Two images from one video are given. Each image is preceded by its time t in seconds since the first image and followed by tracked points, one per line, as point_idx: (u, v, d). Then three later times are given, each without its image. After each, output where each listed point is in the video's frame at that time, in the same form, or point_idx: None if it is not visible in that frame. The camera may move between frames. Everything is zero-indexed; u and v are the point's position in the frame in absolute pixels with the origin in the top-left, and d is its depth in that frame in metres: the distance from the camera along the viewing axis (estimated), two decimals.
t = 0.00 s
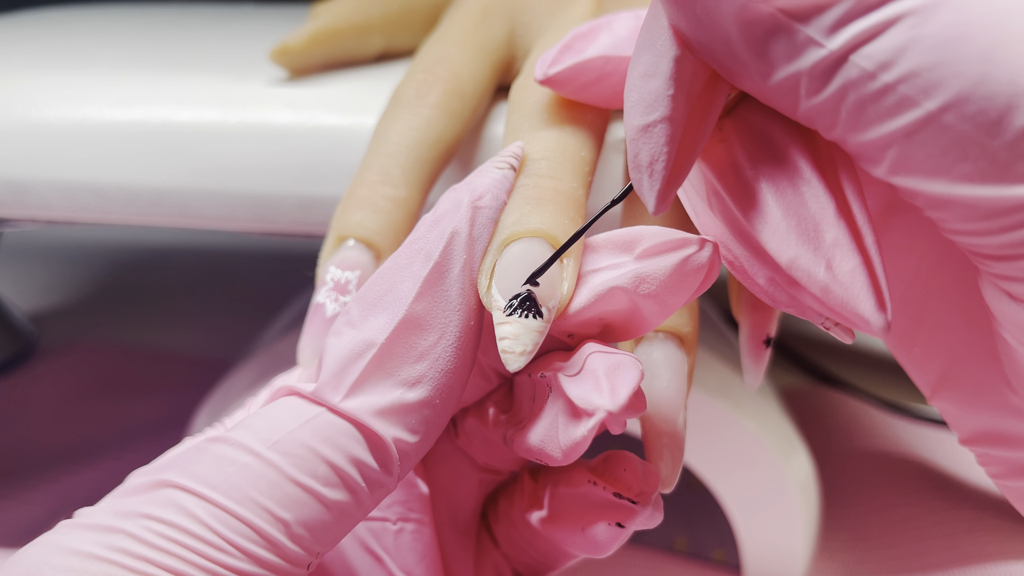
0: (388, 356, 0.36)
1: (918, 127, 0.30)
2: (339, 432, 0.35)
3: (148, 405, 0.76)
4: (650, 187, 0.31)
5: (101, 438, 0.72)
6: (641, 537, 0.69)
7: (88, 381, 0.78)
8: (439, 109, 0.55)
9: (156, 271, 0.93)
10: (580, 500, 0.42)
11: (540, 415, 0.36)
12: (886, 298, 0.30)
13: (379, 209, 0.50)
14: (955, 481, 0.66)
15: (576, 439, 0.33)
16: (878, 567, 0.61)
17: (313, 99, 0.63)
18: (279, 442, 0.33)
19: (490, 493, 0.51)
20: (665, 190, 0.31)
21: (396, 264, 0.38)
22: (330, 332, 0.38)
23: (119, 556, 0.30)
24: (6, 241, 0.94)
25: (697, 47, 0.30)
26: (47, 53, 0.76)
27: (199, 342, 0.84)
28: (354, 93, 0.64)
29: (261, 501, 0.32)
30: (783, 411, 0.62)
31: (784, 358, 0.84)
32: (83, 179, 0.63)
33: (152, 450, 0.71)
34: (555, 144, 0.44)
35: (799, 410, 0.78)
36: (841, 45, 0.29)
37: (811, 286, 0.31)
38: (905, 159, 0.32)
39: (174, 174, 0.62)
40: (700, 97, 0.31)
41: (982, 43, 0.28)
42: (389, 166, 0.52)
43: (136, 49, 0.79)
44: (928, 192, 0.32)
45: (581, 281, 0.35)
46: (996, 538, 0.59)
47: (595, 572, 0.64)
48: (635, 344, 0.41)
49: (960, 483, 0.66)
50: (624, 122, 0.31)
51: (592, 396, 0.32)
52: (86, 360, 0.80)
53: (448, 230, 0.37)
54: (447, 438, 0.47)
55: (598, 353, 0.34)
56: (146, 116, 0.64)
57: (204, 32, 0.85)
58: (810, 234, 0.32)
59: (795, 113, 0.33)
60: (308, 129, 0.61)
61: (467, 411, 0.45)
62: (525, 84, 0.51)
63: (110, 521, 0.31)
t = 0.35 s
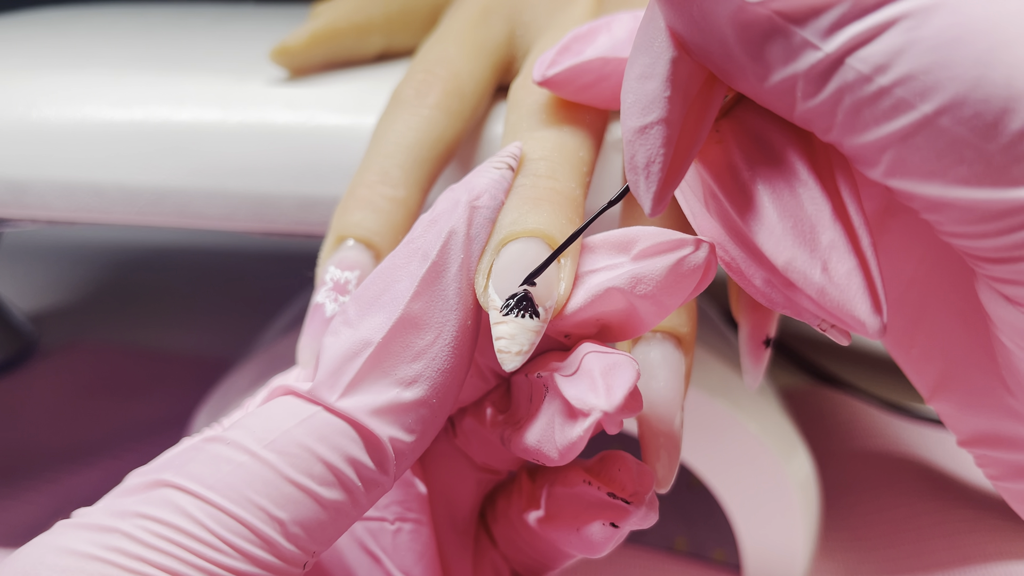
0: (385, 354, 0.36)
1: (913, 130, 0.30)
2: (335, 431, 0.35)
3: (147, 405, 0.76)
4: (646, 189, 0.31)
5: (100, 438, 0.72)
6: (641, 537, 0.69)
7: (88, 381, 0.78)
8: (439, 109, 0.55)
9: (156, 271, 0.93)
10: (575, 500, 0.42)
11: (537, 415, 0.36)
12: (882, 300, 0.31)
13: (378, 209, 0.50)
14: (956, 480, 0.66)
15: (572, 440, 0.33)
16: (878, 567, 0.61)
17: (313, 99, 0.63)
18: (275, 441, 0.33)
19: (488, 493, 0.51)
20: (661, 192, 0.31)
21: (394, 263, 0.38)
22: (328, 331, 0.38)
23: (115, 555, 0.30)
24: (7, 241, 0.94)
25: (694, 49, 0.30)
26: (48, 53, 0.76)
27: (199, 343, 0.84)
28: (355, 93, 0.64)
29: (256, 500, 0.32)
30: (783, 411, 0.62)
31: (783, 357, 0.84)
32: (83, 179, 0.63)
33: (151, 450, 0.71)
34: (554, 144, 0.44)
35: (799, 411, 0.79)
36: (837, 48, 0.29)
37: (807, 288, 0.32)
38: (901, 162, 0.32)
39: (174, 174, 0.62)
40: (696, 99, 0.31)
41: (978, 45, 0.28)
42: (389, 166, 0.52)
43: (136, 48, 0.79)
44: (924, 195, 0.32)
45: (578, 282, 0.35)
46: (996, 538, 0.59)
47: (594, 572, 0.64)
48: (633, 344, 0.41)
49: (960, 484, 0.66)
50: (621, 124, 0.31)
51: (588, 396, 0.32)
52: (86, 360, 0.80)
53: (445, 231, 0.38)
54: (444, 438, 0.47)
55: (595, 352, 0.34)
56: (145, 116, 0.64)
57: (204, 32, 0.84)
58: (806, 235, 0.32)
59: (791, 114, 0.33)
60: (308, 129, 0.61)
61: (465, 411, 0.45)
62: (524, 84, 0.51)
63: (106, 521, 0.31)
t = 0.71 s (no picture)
0: (384, 354, 0.36)
1: (908, 137, 0.30)
2: (334, 431, 0.35)
3: (147, 405, 0.76)
4: (643, 195, 0.31)
5: (100, 438, 0.72)
6: (641, 537, 0.69)
7: (88, 382, 0.78)
8: (439, 110, 0.55)
9: (157, 271, 0.93)
10: (575, 500, 0.42)
11: (537, 416, 0.36)
12: (878, 306, 0.30)
13: (378, 209, 0.50)
14: (956, 481, 0.66)
15: (571, 441, 0.33)
16: (878, 567, 0.61)
17: (313, 99, 0.63)
18: (273, 441, 0.33)
19: (488, 493, 0.51)
20: (658, 198, 0.31)
21: (394, 263, 0.38)
22: (326, 330, 0.38)
23: (112, 555, 0.30)
24: (7, 241, 0.94)
25: (689, 56, 0.30)
26: (48, 53, 0.76)
27: (199, 343, 0.84)
28: (355, 94, 0.64)
29: (255, 500, 0.32)
30: (783, 412, 0.62)
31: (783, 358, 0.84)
32: (83, 179, 0.63)
33: (151, 450, 0.71)
34: (553, 144, 0.44)
35: (800, 411, 0.79)
36: (832, 55, 0.29)
37: (803, 294, 0.31)
38: (896, 169, 0.32)
39: (175, 174, 0.62)
40: (693, 104, 0.31)
41: (972, 53, 0.28)
42: (389, 166, 0.52)
43: (137, 48, 0.79)
44: (919, 201, 0.33)
45: (578, 283, 0.35)
46: (996, 538, 0.59)
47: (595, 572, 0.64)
48: (632, 345, 0.41)
49: (960, 484, 0.65)
50: (618, 131, 0.31)
51: (587, 398, 0.32)
52: (86, 360, 0.80)
53: (445, 231, 0.37)
54: (444, 438, 0.47)
55: (594, 353, 0.34)
56: (146, 116, 0.64)
57: (205, 32, 0.85)
58: (803, 242, 0.32)
59: (787, 120, 0.33)
60: (308, 129, 0.61)
61: (465, 412, 0.45)
62: (522, 86, 0.51)
63: (105, 521, 0.31)
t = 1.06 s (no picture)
0: (380, 353, 0.36)
1: (920, 130, 0.30)
2: (330, 431, 0.34)
3: (147, 406, 0.76)
4: (649, 188, 0.30)
5: (99, 439, 0.72)
6: (642, 537, 0.69)
7: (88, 382, 0.78)
8: (440, 109, 0.55)
9: (156, 271, 0.93)
10: (573, 500, 0.41)
11: (534, 415, 0.36)
12: (887, 301, 0.30)
13: (379, 209, 0.49)
14: (956, 481, 0.66)
15: (568, 440, 0.33)
16: (878, 567, 0.61)
17: (313, 99, 0.63)
18: (269, 441, 0.33)
19: (486, 493, 0.50)
20: (664, 191, 0.30)
21: (390, 262, 0.38)
22: (323, 330, 0.38)
23: (107, 557, 0.30)
24: (6, 241, 0.94)
25: (698, 49, 0.30)
26: (47, 54, 0.76)
27: (199, 343, 0.84)
28: (355, 93, 0.64)
29: (251, 500, 0.32)
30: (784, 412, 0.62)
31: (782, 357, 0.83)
32: (82, 179, 0.63)
33: (152, 450, 0.71)
34: (552, 143, 0.44)
35: (799, 411, 0.78)
36: (844, 47, 0.29)
37: (812, 289, 0.31)
38: (907, 164, 0.31)
39: (174, 174, 0.62)
40: (700, 97, 0.31)
41: (986, 47, 0.28)
42: (389, 165, 0.52)
43: (134, 49, 0.79)
44: (930, 196, 0.32)
45: (575, 282, 0.35)
46: (997, 539, 0.59)
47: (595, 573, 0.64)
48: (632, 344, 0.41)
49: (960, 484, 0.65)
50: (624, 123, 0.31)
51: (584, 397, 0.32)
52: (86, 360, 0.80)
53: (441, 230, 0.37)
54: (443, 438, 0.46)
55: (591, 352, 0.33)
56: (146, 117, 0.64)
57: (204, 33, 0.84)
58: (811, 236, 0.32)
59: (795, 114, 0.32)
60: (308, 129, 0.61)
61: (463, 412, 0.44)
62: (524, 84, 0.51)
63: (101, 522, 0.31)
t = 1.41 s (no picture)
0: (376, 353, 0.36)
1: (906, 140, 0.30)
2: (327, 430, 0.34)
3: (146, 406, 0.76)
4: (634, 188, 0.31)
5: (99, 439, 0.72)
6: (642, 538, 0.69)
7: (87, 382, 0.78)
8: (439, 109, 0.55)
9: (157, 271, 0.93)
10: (570, 498, 0.41)
11: (531, 414, 0.36)
12: (864, 306, 0.30)
13: (379, 209, 0.49)
14: (957, 481, 0.66)
15: (563, 439, 0.33)
16: (878, 567, 0.61)
17: (313, 99, 0.63)
18: (265, 440, 0.33)
19: (484, 491, 0.50)
20: (649, 192, 0.31)
21: (387, 261, 0.38)
22: (319, 329, 0.38)
23: (103, 557, 0.30)
24: (7, 241, 0.94)
25: (686, 51, 0.30)
26: (49, 53, 0.76)
27: (199, 343, 0.84)
28: (354, 93, 0.64)
29: (247, 499, 0.32)
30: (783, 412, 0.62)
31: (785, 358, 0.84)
32: (83, 179, 0.63)
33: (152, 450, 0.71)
34: (549, 141, 0.44)
35: (800, 412, 0.78)
36: (833, 57, 0.29)
37: (789, 292, 0.31)
38: (894, 172, 0.32)
39: (174, 174, 0.62)
40: (688, 99, 0.31)
41: (970, 58, 0.28)
42: (389, 165, 0.52)
43: (135, 49, 0.79)
44: (916, 205, 0.32)
45: (571, 280, 0.35)
46: (997, 538, 0.58)
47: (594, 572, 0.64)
48: (632, 343, 0.41)
49: (960, 483, 0.65)
50: (611, 123, 0.31)
51: (579, 395, 0.32)
52: (85, 360, 0.80)
53: (438, 228, 0.37)
54: (440, 436, 0.46)
55: (587, 350, 0.33)
56: (146, 116, 0.64)
57: (205, 32, 0.84)
58: (791, 239, 0.32)
59: (784, 120, 0.32)
60: (308, 129, 0.61)
61: (460, 410, 0.44)
62: (523, 83, 0.51)
63: (97, 522, 0.31)
